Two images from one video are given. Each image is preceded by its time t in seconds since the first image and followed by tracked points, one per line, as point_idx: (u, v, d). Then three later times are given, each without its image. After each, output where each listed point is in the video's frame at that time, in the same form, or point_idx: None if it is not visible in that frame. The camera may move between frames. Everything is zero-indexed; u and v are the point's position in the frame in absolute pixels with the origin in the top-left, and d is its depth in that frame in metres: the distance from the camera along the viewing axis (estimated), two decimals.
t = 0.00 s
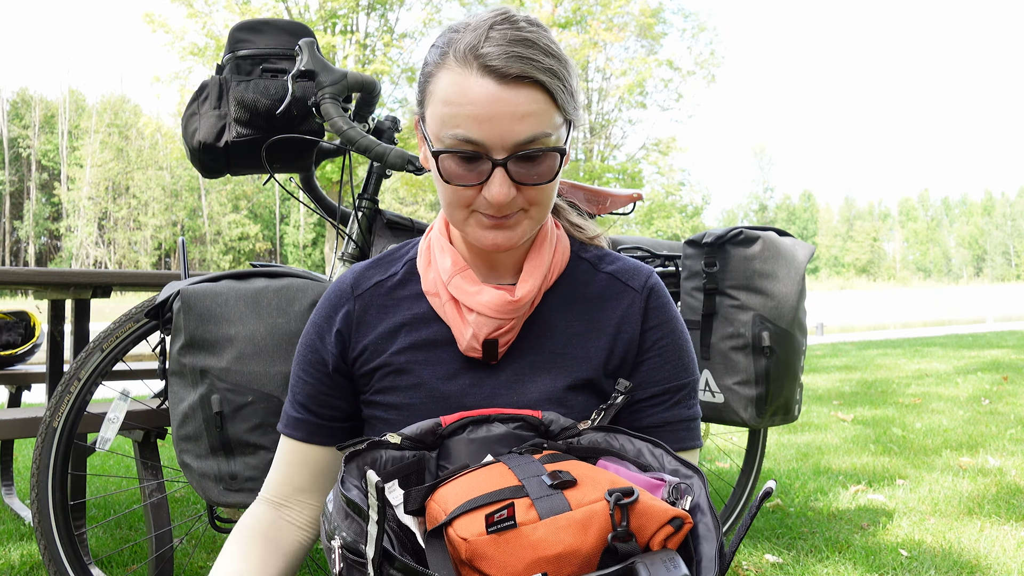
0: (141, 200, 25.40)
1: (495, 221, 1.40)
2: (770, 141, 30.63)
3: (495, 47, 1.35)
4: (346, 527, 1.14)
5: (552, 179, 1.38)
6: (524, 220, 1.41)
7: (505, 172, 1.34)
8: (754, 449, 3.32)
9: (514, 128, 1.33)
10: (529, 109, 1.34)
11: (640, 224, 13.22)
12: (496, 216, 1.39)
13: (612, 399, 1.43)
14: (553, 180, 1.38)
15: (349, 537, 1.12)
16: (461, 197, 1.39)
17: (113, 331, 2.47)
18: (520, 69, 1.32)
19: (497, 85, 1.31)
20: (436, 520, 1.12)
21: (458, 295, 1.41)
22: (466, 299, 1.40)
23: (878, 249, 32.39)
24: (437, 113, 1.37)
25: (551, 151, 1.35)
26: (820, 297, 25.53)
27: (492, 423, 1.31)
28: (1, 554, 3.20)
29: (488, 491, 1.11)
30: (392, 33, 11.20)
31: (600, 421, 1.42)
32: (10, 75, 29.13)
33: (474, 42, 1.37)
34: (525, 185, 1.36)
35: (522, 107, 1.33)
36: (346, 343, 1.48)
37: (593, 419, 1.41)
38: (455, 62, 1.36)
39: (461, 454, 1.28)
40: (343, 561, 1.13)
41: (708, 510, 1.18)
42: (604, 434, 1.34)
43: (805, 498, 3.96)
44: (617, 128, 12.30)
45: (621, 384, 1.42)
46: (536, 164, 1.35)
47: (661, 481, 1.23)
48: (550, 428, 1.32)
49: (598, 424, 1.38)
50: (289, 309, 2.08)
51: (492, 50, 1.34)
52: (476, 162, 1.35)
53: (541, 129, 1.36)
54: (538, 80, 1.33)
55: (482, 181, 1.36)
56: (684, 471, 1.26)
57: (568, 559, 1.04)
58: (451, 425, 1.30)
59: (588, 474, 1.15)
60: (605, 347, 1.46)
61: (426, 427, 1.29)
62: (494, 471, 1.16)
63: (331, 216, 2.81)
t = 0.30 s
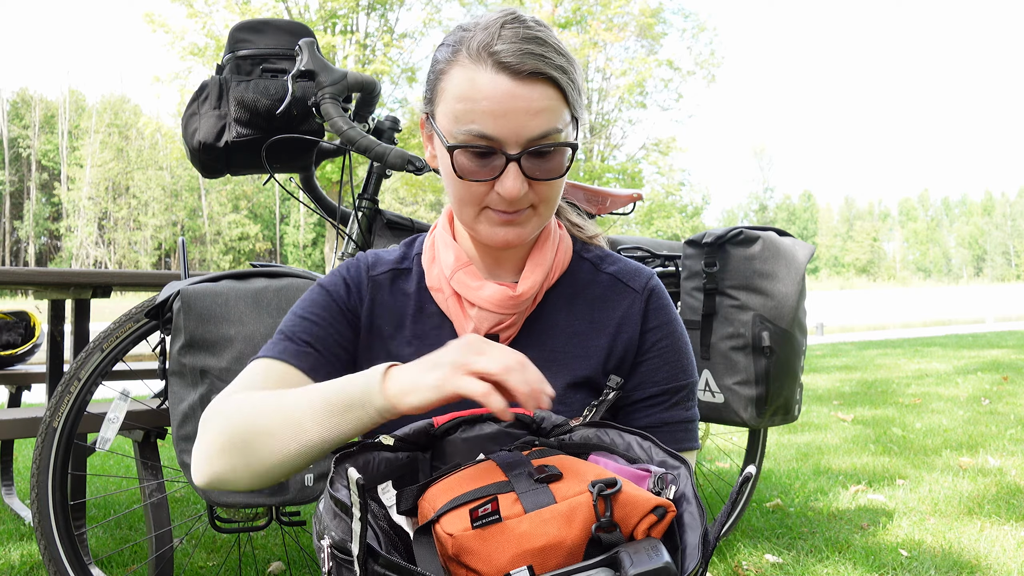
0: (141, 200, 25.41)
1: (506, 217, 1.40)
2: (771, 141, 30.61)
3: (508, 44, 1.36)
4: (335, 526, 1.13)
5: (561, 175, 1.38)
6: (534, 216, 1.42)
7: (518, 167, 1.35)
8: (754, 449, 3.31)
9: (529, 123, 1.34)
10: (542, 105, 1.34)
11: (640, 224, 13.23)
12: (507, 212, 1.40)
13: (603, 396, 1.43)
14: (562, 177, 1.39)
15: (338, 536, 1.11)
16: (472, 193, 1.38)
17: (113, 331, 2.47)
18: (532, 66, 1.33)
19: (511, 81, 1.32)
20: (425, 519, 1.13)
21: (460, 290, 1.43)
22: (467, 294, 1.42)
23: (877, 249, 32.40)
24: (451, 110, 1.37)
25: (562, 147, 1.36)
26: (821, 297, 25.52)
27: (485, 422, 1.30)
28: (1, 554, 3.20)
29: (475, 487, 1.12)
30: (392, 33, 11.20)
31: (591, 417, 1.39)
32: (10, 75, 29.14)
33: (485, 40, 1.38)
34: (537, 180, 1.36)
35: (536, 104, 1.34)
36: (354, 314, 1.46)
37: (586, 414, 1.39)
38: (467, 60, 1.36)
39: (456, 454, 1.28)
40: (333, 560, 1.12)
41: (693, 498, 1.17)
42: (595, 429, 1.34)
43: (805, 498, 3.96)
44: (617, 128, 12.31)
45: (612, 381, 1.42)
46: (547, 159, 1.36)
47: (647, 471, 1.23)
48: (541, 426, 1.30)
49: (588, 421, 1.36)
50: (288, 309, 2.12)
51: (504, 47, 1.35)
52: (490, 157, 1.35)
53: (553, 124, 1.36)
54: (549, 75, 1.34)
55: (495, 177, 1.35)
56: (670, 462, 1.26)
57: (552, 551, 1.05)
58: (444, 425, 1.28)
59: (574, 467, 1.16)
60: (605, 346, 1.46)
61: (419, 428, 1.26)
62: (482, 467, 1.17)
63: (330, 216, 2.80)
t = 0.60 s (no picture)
0: (141, 200, 25.41)
1: (516, 212, 1.41)
2: (771, 141, 30.59)
3: (521, 38, 1.36)
4: (330, 530, 1.11)
5: (569, 171, 1.38)
6: (544, 212, 1.42)
7: (530, 160, 1.35)
8: (754, 449, 3.31)
9: (540, 117, 1.34)
10: (554, 100, 1.35)
11: (639, 224, 13.23)
12: (516, 208, 1.40)
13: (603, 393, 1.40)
14: (571, 172, 1.39)
15: (332, 540, 1.09)
16: (483, 186, 1.38)
17: (113, 331, 2.47)
18: (544, 61, 1.33)
19: (523, 75, 1.32)
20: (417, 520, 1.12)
21: (471, 287, 1.43)
22: (479, 291, 1.42)
23: (877, 249, 32.41)
24: (463, 104, 1.37)
25: (572, 141, 1.36)
26: (821, 297, 25.52)
27: (484, 423, 1.31)
28: (1, 554, 3.20)
29: (461, 489, 1.11)
30: (392, 33, 11.21)
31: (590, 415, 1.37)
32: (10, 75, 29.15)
33: (498, 36, 1.38)
34: (547, 175, 1.37)
35: (548, 97, 1.34)
36: (380, 289, 1.47)
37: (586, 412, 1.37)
38: (479, 54, 1.37)
39: (455, 455, 1.29)
40: (329, 564, 1.09)
41: (686, 493, 1.16)
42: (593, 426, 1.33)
43: (805, 498, 3.96)
44: (617, 128, 12.31)
45: (611, 377, 1.40)
46: (558, 154, 1.36)
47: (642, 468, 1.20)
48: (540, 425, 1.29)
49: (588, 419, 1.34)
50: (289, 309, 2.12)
51: (516, 42, 1.35)
52: (502, 151, 1.35)
53: (563, 119, 1.36)
54: (561, 70, 1.35)
55: (507, 170, 1.36)
56: (666, 457, 1.24)
57: (533, 548, 1.03)
58: (444, 426, 1.31)
59: (560, 463, 1.13)
60: (611, 345, 1.46)
61: (419, 430, 1.30)
62: (473, 467, 1.17)
63: (331, 216, 2.80)
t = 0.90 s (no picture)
0: (141, 200, 25.43)
1: (521, 213, 1.40)
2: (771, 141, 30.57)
3: (529, 39, 1.36)
4: (313, 508, 1.12)
5: (575, 171, 1.38)
6: (550, 213, 1.42)
7: (535, 159, 1.34)
8: (754, 449, 3.31)
9: (546, 117, 1.34)
10: (560, 100, 1.35)
11: (639, 224, 13.24)
12: (522, 208, 1.40)
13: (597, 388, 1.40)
14: (576, 174, 1.39)
15: (317, 517, 1.09)
16: (489, 185, 1.39)
17: (113, 331, 2.47)
18: (550, 61, 1.34)
19: (530, 74, 1.33)
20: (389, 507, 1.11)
21: (478, 282, 1.42)
22: (486, 286, 1.41)
23: (877, 249, 32.41)
24: (470, 102, 1.38)
25: (578, 142, 1.36)
26: (821, 297, 25.52)
27: (477, 419, 1.29)
28: (1, 555, 3.20)
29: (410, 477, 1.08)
30: (392, 33, 11.21)
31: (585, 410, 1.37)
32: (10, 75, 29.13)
33: (507, 36, 1.39)
34: (552, 175, 1.36)
35: (554, 98, 1.34)
36: (384, 285, 1.49)
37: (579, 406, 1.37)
38: (489, 53, 1.37)
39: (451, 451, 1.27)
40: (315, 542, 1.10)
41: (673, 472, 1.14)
42: (586, 420, 1.32)
43: (805, 498, 3.96)
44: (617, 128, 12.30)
45: (606, 373, 1.41)
46: (563, 156, 1.36)
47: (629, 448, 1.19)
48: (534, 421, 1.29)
49: (582, 413, 1.34)
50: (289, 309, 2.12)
51: (524, 42, 1.36)
52: (507, 150, 1.35)
53: (569, 119, 1.36)
54: (567, 72, 1.35)
55: (512, 170, 1.36)
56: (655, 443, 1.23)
57: (465, 528, 0.98)
58: (438, 422, 1.29)
59: (501, 447, 1.09)
60: (614, 344, 1.46)
61: (413, 425, 1.28)
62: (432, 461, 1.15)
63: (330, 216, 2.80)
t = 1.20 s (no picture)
0: (141, 200, 25.44)
1: (523, 212, 1.41)
2: (771, 141, 30.56)
3: (542, 39, 1.37)
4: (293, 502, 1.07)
5: (580, 173, 1.38)
6: (553, 215, 1.41)
7: (541, 158, 1.34)
8: (754, 449, 3.32)
9: (555, 116, 1.34)
10: (570, 100, 1.35)
11: (639, 224, 13.24)
12: (524, 208, 1.40)
13: (586, 380, 1.42)
14: (582, 175, 1.39)
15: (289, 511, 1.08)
16: (493, 182, 1.39)
17: (113, 331, 2.47)
18: (562, 60, 1.34)
19: (541, 73, 1.33)
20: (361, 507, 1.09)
21: (479, 279, 1.42)
22: (486, 283, 1.41)
23: (877, 249, 32.41)
24: (481, 98, 1.38)
25: (585, 144, 1.36)
26: (821, 297, 25.51)
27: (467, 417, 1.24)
28: (1, 555, 3.20)
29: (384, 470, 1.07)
30: (392, 33, 11.22)
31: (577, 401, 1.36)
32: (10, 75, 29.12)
33: (521, 35, 1.40)
34: (557, 175, 1.36)
35: (563, 98, 1.34)
36: (370, 292, 1.49)
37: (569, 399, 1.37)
38: (503, 50, 1.38)
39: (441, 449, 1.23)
40: (290, 536, 1.07)
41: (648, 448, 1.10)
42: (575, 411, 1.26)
43: (805, 498, 3.96)
44: (617, 128, 12.30)
45: (593, 367, 1.42)
46: (569, 157, 1.36)
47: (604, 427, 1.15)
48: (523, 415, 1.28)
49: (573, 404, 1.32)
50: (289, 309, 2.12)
51: (537, 42, 1.36)
52: (513, 147, 1.35)
53: (577, 120, 1.36)
54: (578, 72, 1.36)
55: (516, 168, 1.36)
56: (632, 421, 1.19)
57: (435, 510, 0.97)
58: (428, 423, 1.25)
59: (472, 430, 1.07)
60: (611, 340, 1.46)
61: (404, 427, 1.26)
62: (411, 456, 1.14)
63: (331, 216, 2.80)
